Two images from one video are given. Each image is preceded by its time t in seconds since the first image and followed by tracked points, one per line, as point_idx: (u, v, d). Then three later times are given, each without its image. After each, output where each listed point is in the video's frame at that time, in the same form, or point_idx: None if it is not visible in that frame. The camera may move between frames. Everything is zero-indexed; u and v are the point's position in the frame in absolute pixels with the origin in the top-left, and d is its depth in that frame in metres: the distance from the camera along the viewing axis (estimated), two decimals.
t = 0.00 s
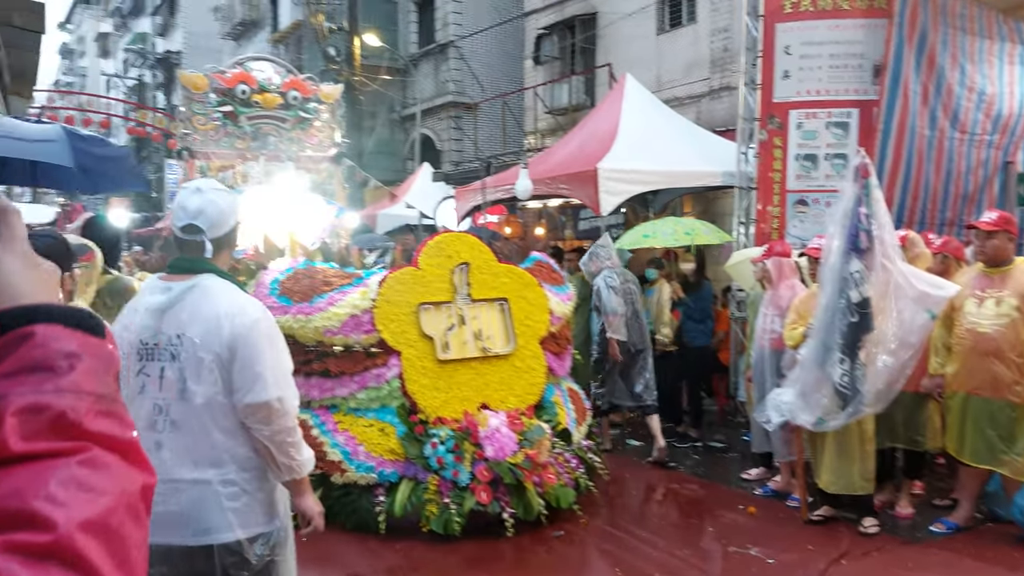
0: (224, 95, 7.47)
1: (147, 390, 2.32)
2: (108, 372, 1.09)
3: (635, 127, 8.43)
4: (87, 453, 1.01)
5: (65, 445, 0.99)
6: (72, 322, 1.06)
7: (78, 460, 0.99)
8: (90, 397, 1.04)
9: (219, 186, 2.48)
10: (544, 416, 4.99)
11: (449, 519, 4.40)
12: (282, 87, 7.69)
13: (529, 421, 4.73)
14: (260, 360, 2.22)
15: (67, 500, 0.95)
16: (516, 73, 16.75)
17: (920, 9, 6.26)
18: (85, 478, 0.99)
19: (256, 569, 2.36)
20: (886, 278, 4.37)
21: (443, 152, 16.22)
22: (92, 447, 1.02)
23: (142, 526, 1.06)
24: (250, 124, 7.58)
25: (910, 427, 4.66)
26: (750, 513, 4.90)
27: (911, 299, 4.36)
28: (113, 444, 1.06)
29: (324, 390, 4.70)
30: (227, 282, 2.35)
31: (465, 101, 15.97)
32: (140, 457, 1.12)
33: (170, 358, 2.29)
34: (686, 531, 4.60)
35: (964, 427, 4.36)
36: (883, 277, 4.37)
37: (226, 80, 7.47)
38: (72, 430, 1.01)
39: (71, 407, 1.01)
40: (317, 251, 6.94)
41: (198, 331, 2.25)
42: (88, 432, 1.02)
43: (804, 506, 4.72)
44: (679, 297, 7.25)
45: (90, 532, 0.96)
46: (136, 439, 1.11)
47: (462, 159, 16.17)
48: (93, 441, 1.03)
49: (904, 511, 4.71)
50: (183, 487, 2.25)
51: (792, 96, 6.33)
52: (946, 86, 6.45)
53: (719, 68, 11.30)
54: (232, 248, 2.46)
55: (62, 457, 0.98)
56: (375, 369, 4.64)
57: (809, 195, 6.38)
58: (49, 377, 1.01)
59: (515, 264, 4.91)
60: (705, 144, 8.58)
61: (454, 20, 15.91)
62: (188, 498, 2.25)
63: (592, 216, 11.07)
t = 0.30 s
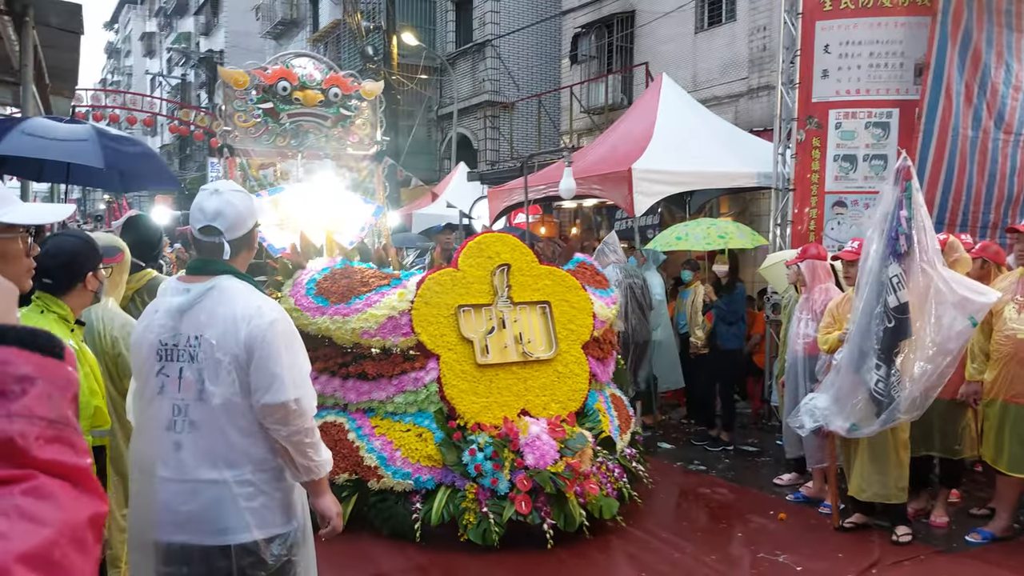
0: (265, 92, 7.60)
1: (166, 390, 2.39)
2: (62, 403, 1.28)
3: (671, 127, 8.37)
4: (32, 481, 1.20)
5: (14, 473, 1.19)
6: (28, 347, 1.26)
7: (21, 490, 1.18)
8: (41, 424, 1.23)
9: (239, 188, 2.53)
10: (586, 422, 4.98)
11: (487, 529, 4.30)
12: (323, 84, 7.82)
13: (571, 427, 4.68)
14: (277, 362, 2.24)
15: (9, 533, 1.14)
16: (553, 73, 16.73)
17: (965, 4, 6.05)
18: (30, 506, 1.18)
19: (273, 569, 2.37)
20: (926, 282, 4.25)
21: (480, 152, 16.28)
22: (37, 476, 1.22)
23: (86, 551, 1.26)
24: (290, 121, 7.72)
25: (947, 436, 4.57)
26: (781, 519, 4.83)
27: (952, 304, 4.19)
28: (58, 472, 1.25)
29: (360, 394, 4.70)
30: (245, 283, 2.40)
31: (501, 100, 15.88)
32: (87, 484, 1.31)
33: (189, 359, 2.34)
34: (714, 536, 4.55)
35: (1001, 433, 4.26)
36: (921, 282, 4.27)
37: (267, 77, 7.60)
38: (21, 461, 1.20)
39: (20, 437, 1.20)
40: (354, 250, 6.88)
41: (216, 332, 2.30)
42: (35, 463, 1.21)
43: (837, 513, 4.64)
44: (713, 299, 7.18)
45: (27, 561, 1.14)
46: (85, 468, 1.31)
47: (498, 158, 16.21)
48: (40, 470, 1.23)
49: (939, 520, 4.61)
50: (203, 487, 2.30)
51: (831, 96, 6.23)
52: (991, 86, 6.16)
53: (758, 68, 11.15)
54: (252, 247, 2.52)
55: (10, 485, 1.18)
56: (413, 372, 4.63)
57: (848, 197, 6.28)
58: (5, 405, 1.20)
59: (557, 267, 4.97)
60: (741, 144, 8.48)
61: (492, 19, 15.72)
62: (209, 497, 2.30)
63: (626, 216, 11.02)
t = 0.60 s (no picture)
0: (295, 90, 7.71)
1: (181, 388, 2.44)
2: (56, 410, 1.22)
3: (694, 130, 8.32)
4: (23, 491, 1.15)
5: (4, 482, 1.13)
6: (22, 356, 1.20)
7: (11, 498, 1.13)
8: (34, 432, 1.17)
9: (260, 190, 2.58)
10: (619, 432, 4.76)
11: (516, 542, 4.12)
12: (353, 82, 7.90)
13: (603, 438, 4.50)
14: (290, 361, 2.29)
15: None
16: (578, 75, 16.70)
17: (994, 9, 5.95)
18: (20, 515, 1.13)
19: (283, 567, 2.40)
20: (949, 290, 4.21)
21: (504, 154, 16.34)
22: (27, 486, 1.15)
23: (74, 562, 1.20)
24: (319, 120, 7.83)
25: (969, 444, 4.49)
26: (799, 527, 4.79)
27: (974, 311, 4.14)
28: (49, 482, 1.19)
29: (386, 398, 4.56)
30: (260, 283, 2.45)
31: (526, 102, 15.94)
32: (78, 495, 1.25)
33: (203, 358, 2.39)
34: (732, 544, 4.53)
35: None
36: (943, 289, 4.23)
37: (297, 75, 7.70)
38: (10, 469, 1.14)
39: (12, 444, 1.14)
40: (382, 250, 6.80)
41: (231, 332, 2.35)
42: (25, 472, 1.16)
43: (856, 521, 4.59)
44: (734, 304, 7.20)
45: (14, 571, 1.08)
46: (77, 478, 1.25)
47: (521, 160, 16.25)
48: (30, 479, 1.16)
49: (961, 531, 4.54)
50: (216, 486, 2.35)
51: (856, 100, 6.17)
52: (1019, 91, 6.04)
53: (784, 71, 11.06)
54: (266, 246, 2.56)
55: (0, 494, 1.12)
56: (441, 377, 4.49)
57: (872, 202, 6.24)
58: None
59: (590, 270, 4.78)
60: (765, 148, 8.43)
61: (517, 22, 15.75)
62: (222, 495, 2.34)
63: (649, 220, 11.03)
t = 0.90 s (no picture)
0: (352, 82, 7.90)
1: (227, 374, 2.54)
2: (102, 377, 1.16)
3: (746, 126, 8.19)
4: (71, 447, 1.06)
5: (49, 438, 1.05)
6: (69, 323, 1.16)
7: (59, 454, 1.04)
8: (81, 395, 1.10)
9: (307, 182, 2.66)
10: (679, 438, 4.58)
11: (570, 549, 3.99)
12: (409, 75, 7.95)
13: (662, 443, 4.30)
14: (331, 350, 2.36)
15: (48, 491, 1.00)
16: (628, 71, 16.58)
17: None
18: (66, 468, 1.04)
19: (326, 549, 2.49)
20: (1009, 289, 4.02)
21: (552, 149, 16.35)
22: (74, 442, 1.07)
23: (120, 520, 1.09)
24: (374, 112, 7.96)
25: None
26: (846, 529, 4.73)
27: None
28: (99, 440, 1.11)
29: (439, 396, 4.47)
30: (305, 274, 2.53)
31: (574, 98, 16.01)
32: (124, 455, 1.16)
33: (249, 345, 2.48)
34: (777, 544, 4.48)
35: None
36: (1002, 286, 4.02)
37: (354, 67, 7.89)
38: (61, 426, 1.07)
39: (61, 403, 1.07)
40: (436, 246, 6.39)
41: (275, 321, 2.44)
42: (74, 429, 1.08)
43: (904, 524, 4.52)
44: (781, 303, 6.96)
45: (66, 520, 1.00)
46: (123, 437, 1.17)
47: (570, 156, 16.24)
48: (78, 437, 1.08)
49: (1015, 537, 4.42)
50: (260, 469, 2.44)
51: (914, 95, 6.03)
52: None
53: (840, 66, 10.81)
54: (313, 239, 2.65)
55: (46, 449, 1.04)
56: (493, 377, 4.35)
57: (929, 200, 6.08)
58: (46, 373, 1.09)
59: (652, 268, 4.47)
60: (819, 144, 8.26)
61: (567, 17, 15.83)
62: (266, 478, 2.43)
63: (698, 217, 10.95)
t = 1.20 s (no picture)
0: (373, 77, 7.96)
1: (243, 371, 2.61)
2: (112, 367, 1.01)
3: (761, 122, 8.24)
4: (80, 439, 0.92)
5: (55, 430, 0.90)
6: (79, 314, 1.01)
7: (67, 446, 0.90)
8: (91, 385, 0.95)
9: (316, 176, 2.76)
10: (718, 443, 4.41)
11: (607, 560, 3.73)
12: (433, 69, 8.07)
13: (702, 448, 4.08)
14: (344, 347, 2.41)
15: (57, 485, 0.87)
16: (643, 68, 16.60)
17: None
18: (76, 462, 0.89)
19: (342, 546, 2.54)
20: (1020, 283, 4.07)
21: (568, 147, 16.40)
22: (84, 433, 0.93)
23: (133, 513, 0.96)
24: (397, 107, 8.10)
25: None
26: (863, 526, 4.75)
27: None
28: (110, 431, 0.96)
29: (467, 399, 4.20)
30: (316, 271, 2.59)
31: (591, 95, 15.91)
32: (137, 445, 1.01)
33: (263, 342, 2.56)
34: (794, 541, 4.50)
35: None
36: (1014, 282, 4.11)
37: (376, 60, 7.92)
38: (69, 416, 0.92)
39: (68, 395, 0.92)
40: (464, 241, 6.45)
41: (288, 317, 2.51)
42: (82, 420, 0.93)
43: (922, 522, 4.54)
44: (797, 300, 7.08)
45: (77, 516, 0.87)
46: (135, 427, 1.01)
47: (586, 154, 16.28)
48: (87, 429, 0.93)
49: None
50: (275, 466, 2.51)
51: (930, 92, 6.03)
52: None
53: (856, 63, 10.78)
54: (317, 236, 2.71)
55: (52, 441, 0.90)
56: (525, 379, 4.11)
57: (945, 196, 6.09)
58: (52, 365, 0.94)
59: (687, 266, 4.38)
60: (835, 141, 8.26)
61: (583, 15, 15.73)
62: (282, 474, 2.50)
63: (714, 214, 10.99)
